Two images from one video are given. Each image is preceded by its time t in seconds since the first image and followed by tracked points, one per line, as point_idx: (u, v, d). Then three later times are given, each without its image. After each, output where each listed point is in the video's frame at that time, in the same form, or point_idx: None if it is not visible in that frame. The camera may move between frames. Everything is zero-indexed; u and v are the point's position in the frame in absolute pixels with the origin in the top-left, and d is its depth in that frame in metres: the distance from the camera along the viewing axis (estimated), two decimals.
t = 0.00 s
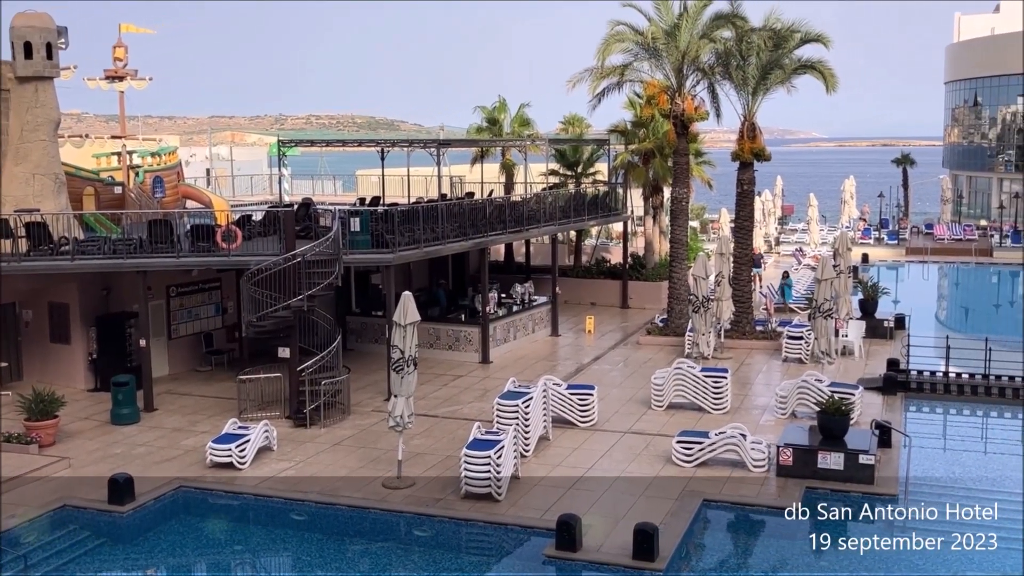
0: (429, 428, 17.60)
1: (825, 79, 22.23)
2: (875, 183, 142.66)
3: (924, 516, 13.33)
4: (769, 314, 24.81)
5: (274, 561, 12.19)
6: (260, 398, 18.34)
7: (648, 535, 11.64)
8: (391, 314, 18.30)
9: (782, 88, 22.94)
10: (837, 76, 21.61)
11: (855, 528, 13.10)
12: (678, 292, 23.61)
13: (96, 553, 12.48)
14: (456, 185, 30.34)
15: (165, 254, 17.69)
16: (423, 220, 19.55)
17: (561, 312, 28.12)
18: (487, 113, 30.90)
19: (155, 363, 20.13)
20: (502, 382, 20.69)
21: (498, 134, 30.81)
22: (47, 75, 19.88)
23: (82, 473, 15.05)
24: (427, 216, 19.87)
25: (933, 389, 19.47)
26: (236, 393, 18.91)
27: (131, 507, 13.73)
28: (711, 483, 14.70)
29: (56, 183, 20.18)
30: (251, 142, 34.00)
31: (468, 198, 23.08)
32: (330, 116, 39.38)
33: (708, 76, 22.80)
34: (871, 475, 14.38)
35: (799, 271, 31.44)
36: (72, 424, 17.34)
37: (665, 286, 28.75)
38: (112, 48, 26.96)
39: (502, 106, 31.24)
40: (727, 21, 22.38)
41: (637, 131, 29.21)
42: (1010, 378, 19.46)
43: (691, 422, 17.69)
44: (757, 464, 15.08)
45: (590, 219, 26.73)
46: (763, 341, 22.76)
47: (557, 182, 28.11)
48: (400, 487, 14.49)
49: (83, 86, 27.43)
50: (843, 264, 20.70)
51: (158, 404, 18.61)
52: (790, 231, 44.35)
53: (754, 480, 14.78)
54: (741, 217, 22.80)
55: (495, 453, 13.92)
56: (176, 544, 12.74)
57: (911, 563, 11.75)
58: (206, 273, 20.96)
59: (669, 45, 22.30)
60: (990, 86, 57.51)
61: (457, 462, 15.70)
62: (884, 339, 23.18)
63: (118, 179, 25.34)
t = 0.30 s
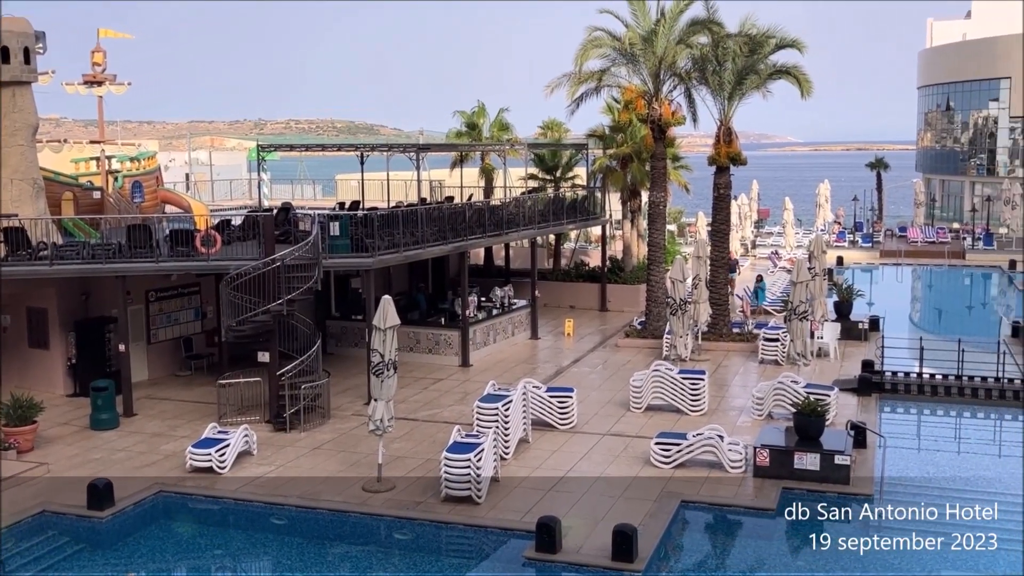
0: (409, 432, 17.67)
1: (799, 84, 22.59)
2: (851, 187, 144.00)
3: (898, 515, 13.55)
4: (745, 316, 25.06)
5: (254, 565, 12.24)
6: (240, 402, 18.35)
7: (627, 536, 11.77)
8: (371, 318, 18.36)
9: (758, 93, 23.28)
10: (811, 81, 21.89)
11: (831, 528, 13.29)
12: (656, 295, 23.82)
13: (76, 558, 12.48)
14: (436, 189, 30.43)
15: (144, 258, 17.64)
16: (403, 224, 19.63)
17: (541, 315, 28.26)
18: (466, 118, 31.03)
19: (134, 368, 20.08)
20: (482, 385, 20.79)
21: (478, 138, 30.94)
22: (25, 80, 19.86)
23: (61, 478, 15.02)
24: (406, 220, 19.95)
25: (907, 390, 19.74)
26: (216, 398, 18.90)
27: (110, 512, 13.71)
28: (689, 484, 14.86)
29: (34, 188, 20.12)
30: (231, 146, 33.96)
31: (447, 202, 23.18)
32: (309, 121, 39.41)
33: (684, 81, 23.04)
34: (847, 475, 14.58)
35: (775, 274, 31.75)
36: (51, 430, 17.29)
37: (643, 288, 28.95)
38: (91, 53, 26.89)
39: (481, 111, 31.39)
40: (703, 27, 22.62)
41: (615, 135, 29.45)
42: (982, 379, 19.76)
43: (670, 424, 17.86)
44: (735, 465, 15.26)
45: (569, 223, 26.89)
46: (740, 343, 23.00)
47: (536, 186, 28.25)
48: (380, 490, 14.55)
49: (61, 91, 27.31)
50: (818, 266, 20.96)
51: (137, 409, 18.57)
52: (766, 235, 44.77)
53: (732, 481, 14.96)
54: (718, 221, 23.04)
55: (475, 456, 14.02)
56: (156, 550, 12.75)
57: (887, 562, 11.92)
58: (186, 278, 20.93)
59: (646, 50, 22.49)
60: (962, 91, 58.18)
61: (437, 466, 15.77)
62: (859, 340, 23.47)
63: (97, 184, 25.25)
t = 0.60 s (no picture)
0: (387, 436, 17.72)
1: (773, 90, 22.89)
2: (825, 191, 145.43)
3: (871, 514, 13.76)
4: (721, 320, 25.29)
5: (232, 571, 12.24)
6: (218, 408, 18.33)
7: (604, 539, 11.89)
8: (348, 323, 18.39)
9: (732, 98, 23.60)
10: (784, 87, 22.17)
11: (806, 529, 13.48)
12: (633, 299, 24.01)
13: (52, 566, 12.44)
14: (414, 194, 30.50)
15: (121, 264, 17.60)
16: (381, 228, 19.67)
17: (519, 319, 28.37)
18: (444, 123, 31.12)
19: (111, 374, 19.99)
20: (460, 389, 20.86)
21: (456, 144, 31.04)
22: None
23: (37, 485, 14.95)
24: (384, 225, 20.00)
25: (880, 391, 20.01)
26: (193, 403, 18.86)
27: (87, 519, 13.68)
28: (666, 486, 15.01)
29: (10, 194, 19.98)
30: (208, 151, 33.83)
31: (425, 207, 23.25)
32: (286, 126, 39.40)
33: (660, 86, 23.25)
34: (821, 476, 14.78)
35: (750, 278, 32.08)
36: (27, 436, 17.18)
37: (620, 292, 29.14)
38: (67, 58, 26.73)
39: (458, 116, 31.51)
40: (678, 33, 22.85)
41: (592, 140, 29.66)
42: (953, 380, 20.07)
43: (646, 426, 18.03)
44: (711, 466, 15.44)
45: (547, 228, 27.02)
46: (716, 346, 23.22)
47: (514, 190, 28.37)
48: (359, 495, 14.59)
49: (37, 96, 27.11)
50: (792, 270, 21.21)
51: (114, 415, 18.49)
52: (740, 238, 45.20)
53: (708, 482, 15.13)
54: (693, 225, 23.26)
55: (453, 460, 14.08)
56: (134, 555, 12.73)
57: (862, 563, 12.11)
58: (163, 283, 20.87)
59: (622, 56, 22.68)
60: (932, 97, 58.88)
61: (415, 470, 15.83)
62: (833, 343, 23.76)
63: (73, 190, 25.07)
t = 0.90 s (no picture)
0: (365, 441, 17.76)
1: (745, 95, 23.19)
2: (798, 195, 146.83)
3: (843, 515, 13.97)
4: (695, 323, 25.54)
5: None
6: (194, 413, 18.28)
7: (580, 541, 12.01)
8: (325, 327, 18.41)
9: (705, 104, 23.91)
10: (757, 93, 22.43)
11: (779, 530, 13.67)
12: (608, 302, 24.20)
13: (27, 573, 12.38)
14: (390, 199, 30.54)
15: (96, 269, 17.58)
16: (357, 233, 19.72)
17: (495, 323, 28.48)
18: (420, 128, 31.19)
19: (86, 380, 19.91)
20: (437, 393, 20.93)
21: (432, 149, 31.13)
22: None
23: (11, 492, 14.86)
24: (361, 229, 20.04)
25: (852, 393, 20.28)
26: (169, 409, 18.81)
27: (62, 525, 13.62)
28: (641, 488, 15.15)
29: None
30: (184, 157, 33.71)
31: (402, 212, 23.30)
32: (262, 132, 39.34)
33: (634, 92, 23.47)
34: (794, 477, 14.99)
35: (724, 281, 32.39)
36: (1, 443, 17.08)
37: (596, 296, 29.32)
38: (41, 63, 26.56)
39: (434, 121, 31.61)
40: (652, 39, 23.07)
41: (567, 145, 29.86)
42: (924, 382, 20.37)
43: (622, 429, 18.19)
44: (686, 468, 15.62)
45: (523, 232, 27.14)
46: (690, 349, 23.44)
47: (490, 195, 28.48)
48: (336, 500, 14.62)
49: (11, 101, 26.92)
50: (765, 273, 21.45)
51: (90, 421, 18.41)
52: (714, 242, 45.61)
53: (683, 484, 15.30)
54: (668, 229, 23.49)
55: (431, 464, 14.15)
56: (110, 562, 12.70)
57: (835, 562, 12.28)
58: (138, 288, 20.82)
59: (597, 62, 22.86)
60: (901, 102, 59.65)
61: (393, 474, 15.89)
62: (805, 345, 24.03)
63: (48, 196, 24.91)
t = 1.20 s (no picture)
0: (343, 445, 17.79)
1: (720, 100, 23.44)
2: (773, 198, 147.97)
3: (818, 515, 14.16)
4: (672, 325, 25.75)
5: None
6: (172, 418, 18.25)
7: (559, 543, 12.11)
8: (304, 331, 18.43)
9: (681, 109, 24.18)
10: (732, 97, 22.64)
11: (755, 531, 13.84)
12: (586, 305, 24.35)
13: None
14: (368, 203, 30.56)
15: (73, 274, 17.54)
16: (335, 237, 19.76)
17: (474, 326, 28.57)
18: (398, 132, 31.24)
19: (63, 385, 19.80)
20: (416, 396, 20.99)
21: (410, 153, 31.19)
22: None
23: None
24: (339, 233, 20.08)
25: (828, 394, 20.51)
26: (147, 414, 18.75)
27: (39, 531, 13.57)
28: (619, 489, 15.28)
29: None
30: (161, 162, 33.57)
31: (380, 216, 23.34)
32: (239, 135, 39.24)
33: (611, 97, 23.66)
34: (770, 477, 15.18)
35: (700, 284, 32.66)
36: None
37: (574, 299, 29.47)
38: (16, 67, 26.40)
39: (413, 125, 31.68)
40: (628, 44, 23.25)
41: (545, 150, 30.04)
42: (897, 383, 20.65)
43: (600, 430, 18.32)
44: (663, 469, 15.77)
45: (501, 236, 27.24)
46: (667, 351, 23.64)
47: (468, 199, 28.57)
48: (315, 503, 14.65)
49: None
50: (741, 276, 21.67)
51: (66, 426, 18.32)
52: (689, 245, 45.96)
53: (660, 485, 15.45)
54: (645, 232, 23.68)
55: (410, 467, 14.21)
56: (87, 567, 12.67)
57: (812, 562, 12.43)
58: (116, 293, 20.75)
59: (574, 67, 23.01)
60: (874, 106, 60.31)
61: (372, 477, 15.93)
62: (780, 346, 24.28)
63: (24, 200, 24.75)
